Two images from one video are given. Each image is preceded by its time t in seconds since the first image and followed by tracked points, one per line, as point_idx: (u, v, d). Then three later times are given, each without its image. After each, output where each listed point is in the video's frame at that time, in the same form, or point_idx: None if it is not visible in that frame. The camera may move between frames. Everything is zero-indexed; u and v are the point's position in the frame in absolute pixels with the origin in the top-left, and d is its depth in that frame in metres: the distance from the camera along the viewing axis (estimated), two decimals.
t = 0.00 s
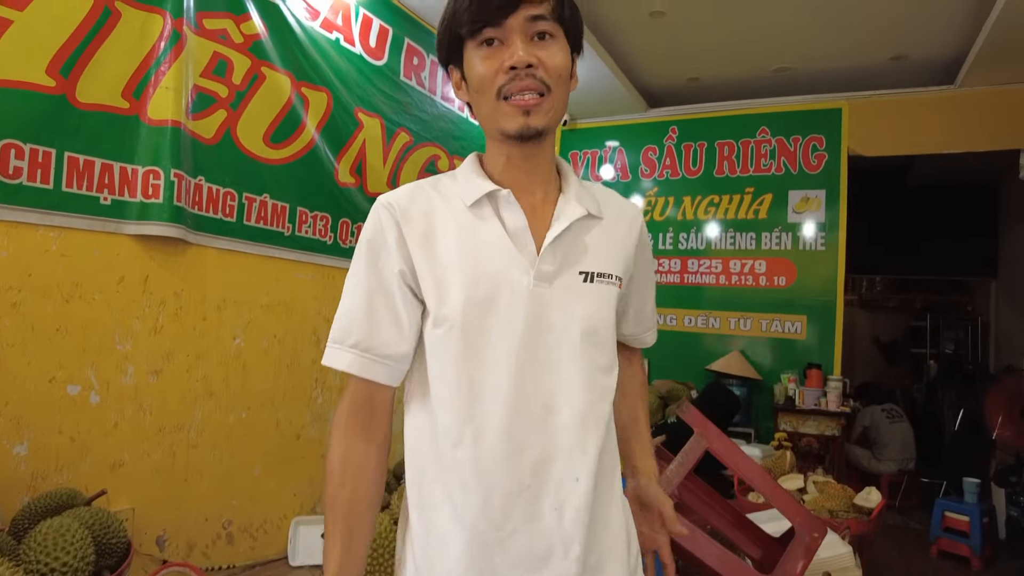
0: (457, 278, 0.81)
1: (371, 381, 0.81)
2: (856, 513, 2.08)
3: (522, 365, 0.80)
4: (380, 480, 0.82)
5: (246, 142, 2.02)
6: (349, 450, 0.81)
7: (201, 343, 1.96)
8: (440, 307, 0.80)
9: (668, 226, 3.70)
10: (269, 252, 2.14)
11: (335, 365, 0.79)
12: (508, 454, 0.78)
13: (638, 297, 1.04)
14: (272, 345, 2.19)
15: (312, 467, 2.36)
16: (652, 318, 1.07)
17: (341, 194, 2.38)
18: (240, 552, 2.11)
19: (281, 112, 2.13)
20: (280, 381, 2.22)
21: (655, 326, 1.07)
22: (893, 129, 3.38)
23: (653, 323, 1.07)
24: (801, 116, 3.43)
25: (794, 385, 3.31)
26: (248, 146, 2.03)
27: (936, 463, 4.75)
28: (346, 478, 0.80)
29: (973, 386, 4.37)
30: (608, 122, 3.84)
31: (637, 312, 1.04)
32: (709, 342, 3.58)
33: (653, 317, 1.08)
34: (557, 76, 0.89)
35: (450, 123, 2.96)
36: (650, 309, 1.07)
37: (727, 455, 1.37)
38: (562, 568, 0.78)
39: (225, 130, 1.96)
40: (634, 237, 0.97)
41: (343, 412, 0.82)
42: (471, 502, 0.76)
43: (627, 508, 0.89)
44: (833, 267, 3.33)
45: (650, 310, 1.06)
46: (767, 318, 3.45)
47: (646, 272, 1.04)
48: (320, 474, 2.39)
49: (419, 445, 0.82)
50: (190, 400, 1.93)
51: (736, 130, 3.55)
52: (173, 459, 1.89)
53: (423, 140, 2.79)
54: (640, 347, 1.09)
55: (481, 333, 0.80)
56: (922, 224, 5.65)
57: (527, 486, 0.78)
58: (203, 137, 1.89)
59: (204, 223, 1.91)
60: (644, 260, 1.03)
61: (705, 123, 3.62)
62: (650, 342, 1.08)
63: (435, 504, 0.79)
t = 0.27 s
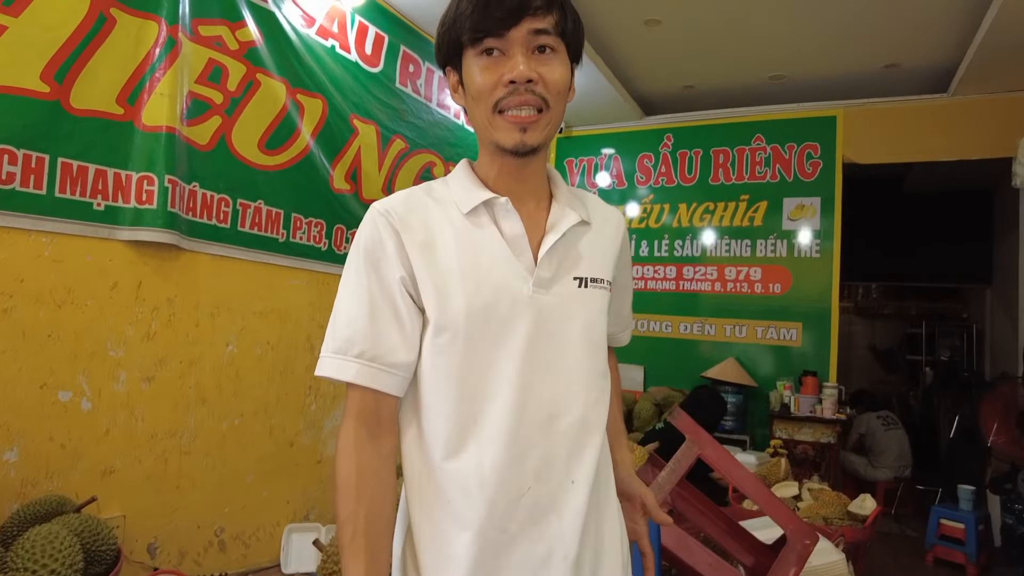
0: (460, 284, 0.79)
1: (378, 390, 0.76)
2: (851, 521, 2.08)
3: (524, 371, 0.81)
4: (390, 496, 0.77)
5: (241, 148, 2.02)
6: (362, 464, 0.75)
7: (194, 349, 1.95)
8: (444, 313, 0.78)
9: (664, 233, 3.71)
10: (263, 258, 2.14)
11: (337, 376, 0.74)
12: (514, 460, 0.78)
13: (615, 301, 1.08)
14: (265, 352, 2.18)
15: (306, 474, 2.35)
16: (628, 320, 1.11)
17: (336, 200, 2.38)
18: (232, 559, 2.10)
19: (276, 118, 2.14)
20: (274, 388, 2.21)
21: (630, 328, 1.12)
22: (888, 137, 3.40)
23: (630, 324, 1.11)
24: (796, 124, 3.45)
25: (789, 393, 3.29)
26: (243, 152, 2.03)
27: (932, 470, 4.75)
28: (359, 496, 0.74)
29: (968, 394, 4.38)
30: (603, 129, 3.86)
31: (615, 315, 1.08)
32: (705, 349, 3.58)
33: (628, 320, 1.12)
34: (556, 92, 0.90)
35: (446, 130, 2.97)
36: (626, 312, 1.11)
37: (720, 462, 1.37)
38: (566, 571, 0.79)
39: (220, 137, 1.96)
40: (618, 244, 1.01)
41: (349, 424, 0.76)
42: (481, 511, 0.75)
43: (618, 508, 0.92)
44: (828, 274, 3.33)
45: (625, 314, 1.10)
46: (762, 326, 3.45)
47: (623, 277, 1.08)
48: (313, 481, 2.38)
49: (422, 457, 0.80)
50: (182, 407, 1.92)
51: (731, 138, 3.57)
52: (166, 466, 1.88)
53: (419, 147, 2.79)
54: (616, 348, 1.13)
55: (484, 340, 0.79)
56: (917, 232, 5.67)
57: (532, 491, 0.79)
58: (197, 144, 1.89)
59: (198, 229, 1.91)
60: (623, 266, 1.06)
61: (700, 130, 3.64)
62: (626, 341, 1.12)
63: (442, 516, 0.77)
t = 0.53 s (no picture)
0: (468, 297, 0.80)
1: (388, 402, 0.74)
2: (840, 527, 2.08)
3: (526, 386, 0.82)
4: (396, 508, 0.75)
5: (232, 156, 2.03)
6: (370, 476, 0.73)
7: (185, 357, 1.95)
8: (453, 328, 0.78)
9: (656, 241, 3.73)
10: (255, 266, 2.14)
11: (343, 386, 0.72)
12: (512, 473, 0.80)
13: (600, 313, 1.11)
14: (256, 360, 2.18)
15: (297, 482, 2.34)
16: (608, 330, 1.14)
17: (328, 208, 2.39)
18: (221, 568, 2.09)
19: (268, 126, 2.15)
20: (265, 396, 2.21)
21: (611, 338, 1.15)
22: (878, 146, 3.44)
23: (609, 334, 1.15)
24: (787, 132, 3.47)
25: (780, 400, 3.31)
26: (234, 160, 2.04)
27: (924, 476, 4.76)
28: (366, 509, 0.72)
29: (959, 400, 4.41)
30: (595, 138, 3.89)
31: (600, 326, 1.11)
32: (697, 356, 3.59)
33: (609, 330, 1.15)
34: (573, 115, 0.91)
35: (438, 138, 2.98)
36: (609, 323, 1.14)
37: (706, 469, 1.37)
38: None
39: (211, 145, 1.96)
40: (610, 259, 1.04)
41: (357, 434, 0.74)
42: (479, 525, 0.77)
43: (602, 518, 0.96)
44: (819, 282, 3.35)
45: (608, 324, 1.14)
46: (754, 333, 3.46)
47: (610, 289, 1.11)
48: (304, 490, 2.38)
49: (423, 468, 0.79)
50: (173, 415, 1.92)
51: (722, 146, 3.59)
52: (155, 475, 1.87)
53: (411, 155, 2.81)
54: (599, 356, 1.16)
55: (489, 355, 0.81)
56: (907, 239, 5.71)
57: (526, 502, 0.81)
58: (189, 152, 1.89)
59: (189, 237, 1.91)
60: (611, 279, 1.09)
61: (691, 138, 3.67)
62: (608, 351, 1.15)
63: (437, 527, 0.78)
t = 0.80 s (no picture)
0: (502, 306, 0.75)
1: (410, 406, 0.70)
2: (830, 533, 2.09)
3: (556, 401, 0.78)
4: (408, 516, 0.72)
5: (222, 163, 2.02)
6: (383, 479, 0.68)
7: (174, 364, 1.94)
8: (483, 337, 0.73)
9: (647, 248, 3.75)
10: (245, 273, 2.14)
11: (367, 390, 0.67)
12: (531, 490, 0.76)
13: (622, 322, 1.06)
14: (246, 367, 2.17)
15: (287, 490, 2.33)
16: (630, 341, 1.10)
17: (319, 214, 2.39)
18: None
19: (259, 133, 2.15)
20: (255, 404, 2.20)
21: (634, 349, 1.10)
22: (867, 154, 3.46)
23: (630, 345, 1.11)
24: (776, 140, 3.50)
25: (771, 406, 3.32)
26: (224, 167, 2.03)
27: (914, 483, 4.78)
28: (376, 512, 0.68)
29: (948, 406, 4.44)
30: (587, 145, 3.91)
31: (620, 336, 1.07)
32: (688, 363, 3.60)
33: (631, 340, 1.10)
34: (625, 129, 0.85)
35: (430, 146, 2.99)
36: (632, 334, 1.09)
37: (696, 476, 1.37)
38: None
39: (201, 152, 1.96)
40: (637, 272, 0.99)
41: (374, 435, 0.69)
42: (493, 541, 0.73)
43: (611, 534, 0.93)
44: (809, 288, 3.37)
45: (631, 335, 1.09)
46: (745, 340, 3.48)
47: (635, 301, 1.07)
48: (294, 498, 2.36)
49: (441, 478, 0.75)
50: (161, 423, 1.91)
51: (713, 154, 3.62)
52: (143, 483, 1.86)
53: (403, 162, 2.81)
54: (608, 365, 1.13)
55: (517, 367, 0.76)
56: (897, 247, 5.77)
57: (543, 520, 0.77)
58: (179, 158, 1.89)
59: (179, 244, 1.91)
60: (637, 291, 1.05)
61: (681, 146, 3.70)
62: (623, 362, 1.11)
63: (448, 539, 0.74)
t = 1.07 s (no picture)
0: (572, 318, 0.75)
1: (486, 413, 0.68)
2: (817, 538, 2.10)
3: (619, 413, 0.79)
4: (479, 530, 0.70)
5: (210, 168, 2.02)
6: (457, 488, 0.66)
7: (160, 370, 1.93)
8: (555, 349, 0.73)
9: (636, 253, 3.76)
10: (232, 278, 2.13)
11: (450, 401, 0.66)
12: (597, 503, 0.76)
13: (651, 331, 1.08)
14: (233, 372, 2.16)
15: (274, 497, 2.31)
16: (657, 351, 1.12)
17: (306, 219, 2.38)
18: None
19: (247, 138, 2.14)
20: (242, 409, 2.19)
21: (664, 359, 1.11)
22: (853, 161, 3.50)
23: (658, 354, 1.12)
24: (764, 147, 3.53)
25: (759, 411, 3.34)
26: (212, 172, 2.03)
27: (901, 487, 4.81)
28: (451, 523, 0.65)
29: (934, 411, 4.48)
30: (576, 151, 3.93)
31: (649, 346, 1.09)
32: (677, 368, 3.62)
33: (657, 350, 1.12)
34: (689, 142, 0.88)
35: (419, 151, 2.99)
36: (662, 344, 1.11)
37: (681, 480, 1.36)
38: None
39: (189, 156, 1.95)
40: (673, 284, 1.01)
41: (444, 446, 0.67)
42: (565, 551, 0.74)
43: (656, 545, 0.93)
44: (797, 294, 3.39)
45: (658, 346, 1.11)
46: (733, 345, 3.49)
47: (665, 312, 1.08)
48: (281, 504, 2.34)
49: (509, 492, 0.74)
50: (147, 429, 1.89)
51: (701, 160, 3.64)
52: (127, 490, 1.84)
53: (391, 167, 2.81)
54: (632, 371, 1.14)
55: (591, 376, 0.77)
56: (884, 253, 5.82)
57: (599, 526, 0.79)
58: (166, 163, 1.88)
59: (165, 248, 1.90)
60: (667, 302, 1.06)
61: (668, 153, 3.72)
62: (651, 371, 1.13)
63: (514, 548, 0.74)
